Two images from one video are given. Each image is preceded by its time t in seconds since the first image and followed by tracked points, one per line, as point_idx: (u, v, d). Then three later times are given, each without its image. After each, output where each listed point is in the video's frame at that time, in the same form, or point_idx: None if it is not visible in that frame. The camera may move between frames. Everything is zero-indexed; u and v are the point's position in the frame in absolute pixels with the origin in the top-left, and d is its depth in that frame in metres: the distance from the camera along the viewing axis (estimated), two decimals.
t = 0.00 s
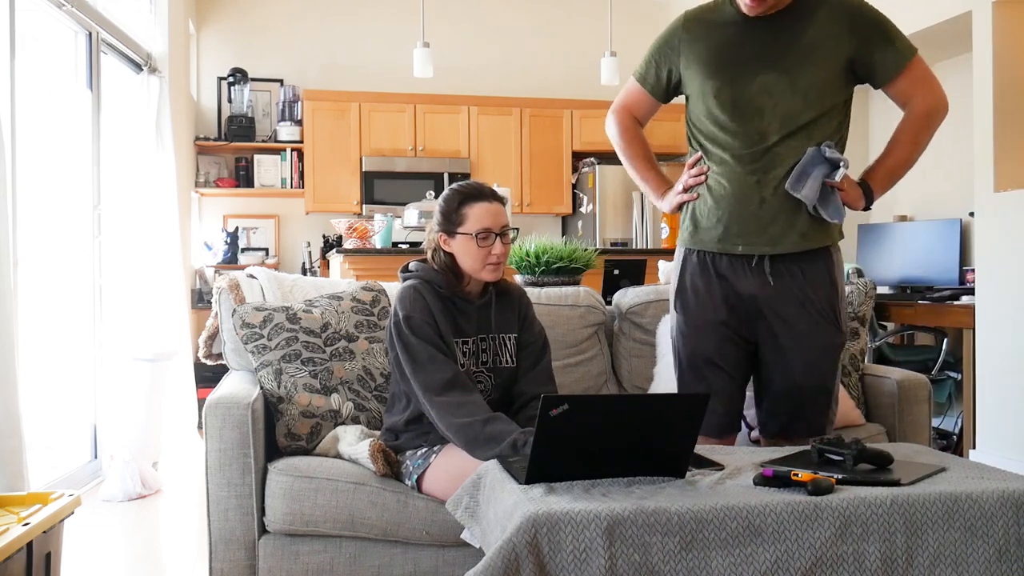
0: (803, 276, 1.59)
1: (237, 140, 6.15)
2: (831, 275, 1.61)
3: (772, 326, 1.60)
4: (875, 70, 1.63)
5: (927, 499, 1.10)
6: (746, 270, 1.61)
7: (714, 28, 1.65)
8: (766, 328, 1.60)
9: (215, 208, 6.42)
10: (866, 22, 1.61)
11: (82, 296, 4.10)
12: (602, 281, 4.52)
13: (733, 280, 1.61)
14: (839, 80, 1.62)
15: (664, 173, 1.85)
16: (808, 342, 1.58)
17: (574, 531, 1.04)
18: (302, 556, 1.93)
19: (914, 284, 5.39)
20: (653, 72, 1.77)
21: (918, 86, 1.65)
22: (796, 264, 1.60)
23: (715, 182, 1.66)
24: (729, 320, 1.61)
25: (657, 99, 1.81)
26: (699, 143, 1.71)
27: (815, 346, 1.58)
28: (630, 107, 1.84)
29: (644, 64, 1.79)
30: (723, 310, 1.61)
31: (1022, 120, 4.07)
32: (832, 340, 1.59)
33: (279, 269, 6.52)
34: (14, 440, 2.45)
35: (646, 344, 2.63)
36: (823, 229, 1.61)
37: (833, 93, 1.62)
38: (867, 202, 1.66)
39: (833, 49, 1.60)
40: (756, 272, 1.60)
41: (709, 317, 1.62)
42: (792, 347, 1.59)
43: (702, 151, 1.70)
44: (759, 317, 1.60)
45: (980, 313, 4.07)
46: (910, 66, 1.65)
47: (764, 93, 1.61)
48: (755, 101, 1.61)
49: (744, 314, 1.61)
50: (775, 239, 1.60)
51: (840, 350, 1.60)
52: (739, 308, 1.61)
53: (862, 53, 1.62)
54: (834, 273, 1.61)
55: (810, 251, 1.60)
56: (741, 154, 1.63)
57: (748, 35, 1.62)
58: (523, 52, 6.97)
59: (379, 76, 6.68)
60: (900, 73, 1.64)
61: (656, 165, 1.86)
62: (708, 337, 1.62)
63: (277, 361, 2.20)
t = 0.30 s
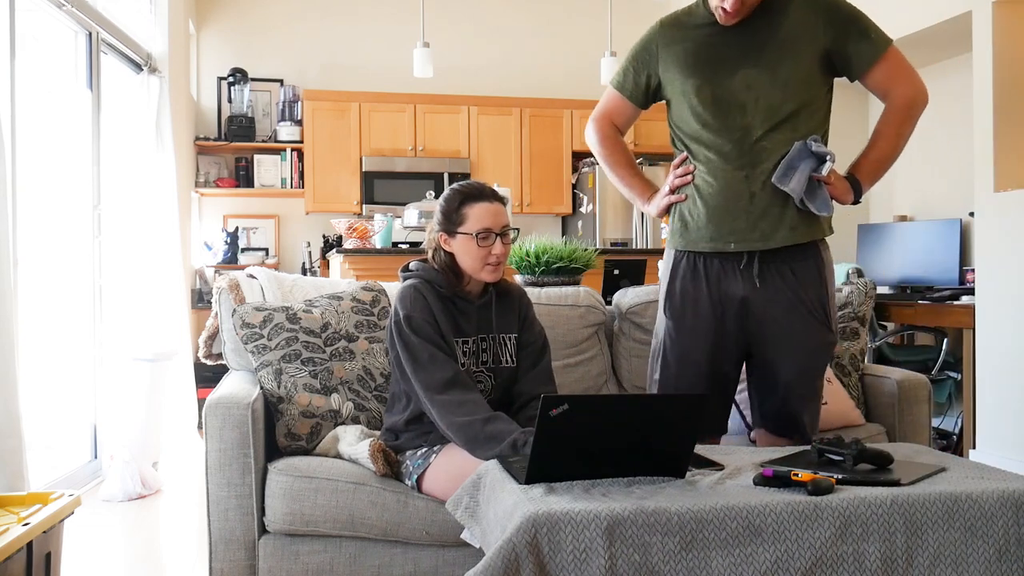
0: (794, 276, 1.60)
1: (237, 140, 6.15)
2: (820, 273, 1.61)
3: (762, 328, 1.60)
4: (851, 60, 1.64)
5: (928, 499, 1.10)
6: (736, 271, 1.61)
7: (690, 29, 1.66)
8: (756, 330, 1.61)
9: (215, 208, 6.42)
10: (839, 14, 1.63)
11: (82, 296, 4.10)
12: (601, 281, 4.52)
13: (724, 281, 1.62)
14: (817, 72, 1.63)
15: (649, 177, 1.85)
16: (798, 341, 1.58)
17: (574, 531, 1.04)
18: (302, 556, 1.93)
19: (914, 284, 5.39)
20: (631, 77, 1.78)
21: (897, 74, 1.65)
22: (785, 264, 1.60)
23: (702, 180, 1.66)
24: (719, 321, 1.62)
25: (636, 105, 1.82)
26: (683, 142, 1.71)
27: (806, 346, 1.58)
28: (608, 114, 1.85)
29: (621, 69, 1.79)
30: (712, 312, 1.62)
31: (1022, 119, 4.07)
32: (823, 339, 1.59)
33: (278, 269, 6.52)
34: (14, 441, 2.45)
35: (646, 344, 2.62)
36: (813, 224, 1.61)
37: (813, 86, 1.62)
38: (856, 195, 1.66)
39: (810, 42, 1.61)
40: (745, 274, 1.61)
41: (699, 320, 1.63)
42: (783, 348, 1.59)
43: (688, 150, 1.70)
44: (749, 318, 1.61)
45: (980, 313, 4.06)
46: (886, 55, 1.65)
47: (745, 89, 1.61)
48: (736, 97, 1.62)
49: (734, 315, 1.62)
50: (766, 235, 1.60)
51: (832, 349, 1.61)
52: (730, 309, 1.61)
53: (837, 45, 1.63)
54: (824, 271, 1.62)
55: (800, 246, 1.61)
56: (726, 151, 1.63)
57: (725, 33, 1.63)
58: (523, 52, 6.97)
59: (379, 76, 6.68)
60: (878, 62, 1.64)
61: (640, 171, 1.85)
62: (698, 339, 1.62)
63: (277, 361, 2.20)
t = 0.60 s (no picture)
0: (788, 277, 1.60)
1: (237, 140, 6.15)
2: (814, 273, 1.62)
3: (756, 328, 1.60)
4: (843, 64, 1.63)
5: (928, 500, 1.10)
6: (730, 270, 1.61)
7: (682, 32, 1.66)
8: (750, 330, 1.61)
9: (215, 208, 6.42)
10: (832, 17, 1.62)
11: (82, 296, 4.10)
12: (601, 282, 4.52)
13: (717, 281, 1.62)
14: (810, 75, 1.62)
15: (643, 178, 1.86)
16: (791, 342, 1.58)
17: (574, 530, 1.05)
18: (302, 556, 1.93)
19: (914, 284, 5.39)
20: (624, 81, 1.79)
21: (889, 77, 1.65)
22: (779, 264, 1.60)
23: (695, 182, 1.66)
24: (712, 321, 1.62)
25: (629, 108, 1.83)
26: (677, 144, 1.71)
27: (799, 346, 1.59)
28: (603, 116, 1.86)
29: (615, 73, 1.80)
30: (705, 311, 1.62)
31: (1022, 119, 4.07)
32: (817, 338, 1.60)
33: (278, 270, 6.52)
34: (14, 440, 2.45)
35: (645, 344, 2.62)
36: (806, 225, 1.62)
37: (806, 89, 1.62)
38: (849, 199, 1.66)
39: (802, 46, 1.61)
40: (738, 273, 1.61)
41: (692, 319, 1.63)
42: (776, 348, 1.59)
43: (682, 152, 1.70)
44: (743, 317, 1.61)
45: (980, 313, 4.06)
46: (879, 58, 1.64)
47: (738, 92, 1.61)
48: (728, 100, 1.61)
49: (727, 315, 1.62)
50: (760, 235, 1.60)
51: (824, 349, 1.61)
52: (724, 310, 1.62)
53: (831, 48, 1.62)
54: (818, 271, 1.62)
55: (794, 246, 1.61)
56: (720, 154, 1.63)
57: (717, 36, 1.62)
58: (523, 52, 6.97)
59: (378, 76, 6.68)
60: (872, 65, 1.64)
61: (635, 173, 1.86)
62: (692, 340, 1.63)
63: (277, 361, 2.20)
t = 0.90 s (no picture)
0: (788, 277, 1.60)
1: (237, 140, 6.15)
2: (814, 273, 1.62)
3: (756, 328, 1.60)
4: (843, 65, 1.63)
5: (929, 498, 1.09)
6: (730, 270, 1.61)
7: (681, 36, 1.66)
8: (750, 330, 1.61)
9: (215, 208, 6.42)
10: (830, 18, 1.62)
11: (82, 296, 4.10)
12: (602, 282, 4.52)
13: (717, 281, 1.62)
14: (808, 76, 1.62)
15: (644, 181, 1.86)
16: (791, 342, 1.59)
17: (574, 531, 1.05)
18: (302, 556, 1.93)
19: (914, 284, 5.39)
20: (623, 87, 1.79)
21: (888, 78, 1.65)
22: (778, 264, 1.60)
23: (695, 183, 1.66)
24: (712, 320, 1.62)
25: (630, 113, 1.84)
26: (678, 147, 1.71)
27: (799, 347, 1.59)
28: (604, 119, 1.87)
29: (615, 78, 1.81)
30: (704, 311, 1.62)
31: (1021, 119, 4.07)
32: (817, 338, 1.60)
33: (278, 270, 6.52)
34: (14, 441, 2.45)
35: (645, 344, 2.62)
36: (807, 225, 1.62)
37: (804, 91, 1.62)
38: (850, 199, 1.66)
39: (801, 48, 1.60)
40: (737, 272, 1.61)
41: (691, 319, 1.63)
42: (777, 348, 1.59)
43: (683, 154, 1.70)
44: (743, 317, 1.61)
45: (980, 313, 4.06)
46: (878, 59, 1.64)
47: (737, 95, 1.61)
48: (728, 103, 1.61)
49: (727, 315, 1.62)
50: (759, 236, 1.60)
51: (824, 349, 1.61)
52: (724, 310, 1.62)
53: (829, 49, 1.62)
54: (818, 271, 1.62)
55: (795, 247, 1.61)
56: (720, 156, 1.63)
57: (715, 39, 1.63)
58: (523, 52, 6.97)
59: (378, 76, 6.68)
60: (871, 65, 1.64)
61: (636, 176, 1.87)
62: (692, 339, 1.63)
63: (277, 361, 2.20)
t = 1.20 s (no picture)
0: (789, 278, 1.59)
1: (237, 140, 6.15)
2: (816, 274, 1.61)
3: (756, 328, 1.60)
4: (845, 65, 1.63)
5: (929, 498, 1.09)
6: (730, 270, 1.61)
7: (683, 36, 1.67)
8: (750, 330, 1.61)
9: (215, 208, 6.42)
10: (833, 19, 1.62)
11: (82, 296, 4.11)
12: (601, 281, 4.52)
13: (717, 281, 1.62)
14: (811, 77, 1.62)
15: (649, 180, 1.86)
16: (792, 343, 1.59)
17: (574, 530, 1.05)
18: (302, 555, 1.93)
19: (914, 284, 5.39)
20: (627, 86, 1.80)
21: (891, 79, 1.64)
22: (779, 264, 1.60)
23: (696, 183, 1.66)
24: (711, 321, 1.62)
25: (635, 112, 1.84)
26: (679, 147, 1.72)
27: (799, 347, 1.59)
28: (609, 119, 1.87)
29: (619, 79, 1.81)
30: (705, 310, 1.62)
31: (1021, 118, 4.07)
32: (817, 339, 1.59)
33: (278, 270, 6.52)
34: (14, 440, 2.45)
35: (645, 344, 2.62)
36: (807, 226, 1.61)
37: (806, 91, 1.62)
38: (852, 199, 1.65)
39: (803, 48, 1.60)
40: (737, 272, 1.61)
41: (692, 319, 1.63)
42: (777, 349, 1.59)
43: (684, 154, 1.70)
44: (743, 318, 1.61)
45: (980, 313, 4.07)
46: (881, 59, 1.64)
47: (738, 95, 1.61)
48: (728, 103, 1.62)
49: (727, 315, 1.62)
50: (758, 236, 1.60)
51: (825, 350, 1.61)
52: (723, 311, 1.62)
53: (831, 50, 1.62)
54: (819, 272, 1.62)
55: (796, 248, 1.61)
56: (720, 156, 1.63)
57: (716, 40, 1.63)
58: (523, 52, 6.97)
59: (378, 76, 6.68)
60: (873, 66, 1.64)
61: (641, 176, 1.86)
62: (692, 340, 1.63)
63: (277, 361, 2.20)
